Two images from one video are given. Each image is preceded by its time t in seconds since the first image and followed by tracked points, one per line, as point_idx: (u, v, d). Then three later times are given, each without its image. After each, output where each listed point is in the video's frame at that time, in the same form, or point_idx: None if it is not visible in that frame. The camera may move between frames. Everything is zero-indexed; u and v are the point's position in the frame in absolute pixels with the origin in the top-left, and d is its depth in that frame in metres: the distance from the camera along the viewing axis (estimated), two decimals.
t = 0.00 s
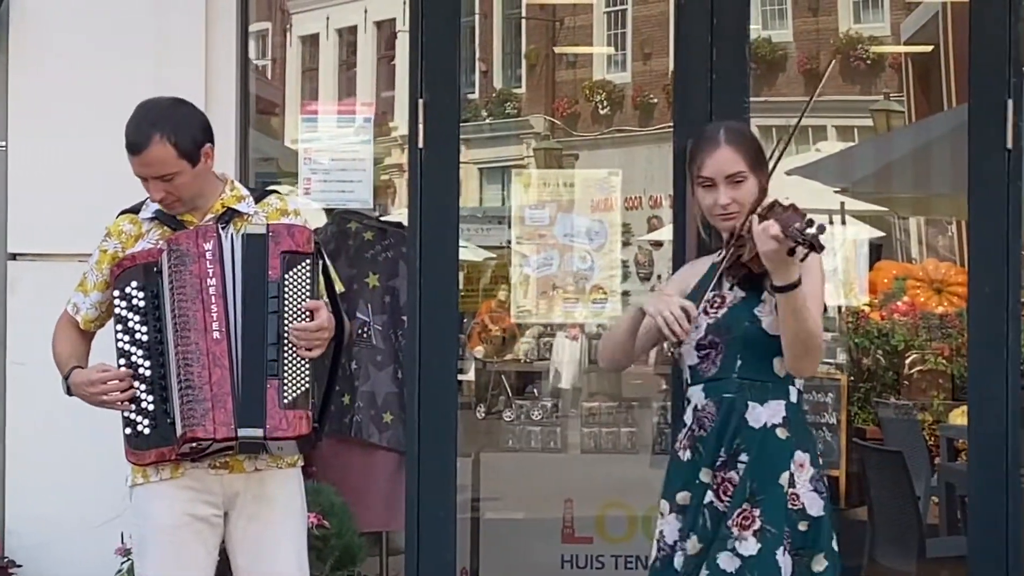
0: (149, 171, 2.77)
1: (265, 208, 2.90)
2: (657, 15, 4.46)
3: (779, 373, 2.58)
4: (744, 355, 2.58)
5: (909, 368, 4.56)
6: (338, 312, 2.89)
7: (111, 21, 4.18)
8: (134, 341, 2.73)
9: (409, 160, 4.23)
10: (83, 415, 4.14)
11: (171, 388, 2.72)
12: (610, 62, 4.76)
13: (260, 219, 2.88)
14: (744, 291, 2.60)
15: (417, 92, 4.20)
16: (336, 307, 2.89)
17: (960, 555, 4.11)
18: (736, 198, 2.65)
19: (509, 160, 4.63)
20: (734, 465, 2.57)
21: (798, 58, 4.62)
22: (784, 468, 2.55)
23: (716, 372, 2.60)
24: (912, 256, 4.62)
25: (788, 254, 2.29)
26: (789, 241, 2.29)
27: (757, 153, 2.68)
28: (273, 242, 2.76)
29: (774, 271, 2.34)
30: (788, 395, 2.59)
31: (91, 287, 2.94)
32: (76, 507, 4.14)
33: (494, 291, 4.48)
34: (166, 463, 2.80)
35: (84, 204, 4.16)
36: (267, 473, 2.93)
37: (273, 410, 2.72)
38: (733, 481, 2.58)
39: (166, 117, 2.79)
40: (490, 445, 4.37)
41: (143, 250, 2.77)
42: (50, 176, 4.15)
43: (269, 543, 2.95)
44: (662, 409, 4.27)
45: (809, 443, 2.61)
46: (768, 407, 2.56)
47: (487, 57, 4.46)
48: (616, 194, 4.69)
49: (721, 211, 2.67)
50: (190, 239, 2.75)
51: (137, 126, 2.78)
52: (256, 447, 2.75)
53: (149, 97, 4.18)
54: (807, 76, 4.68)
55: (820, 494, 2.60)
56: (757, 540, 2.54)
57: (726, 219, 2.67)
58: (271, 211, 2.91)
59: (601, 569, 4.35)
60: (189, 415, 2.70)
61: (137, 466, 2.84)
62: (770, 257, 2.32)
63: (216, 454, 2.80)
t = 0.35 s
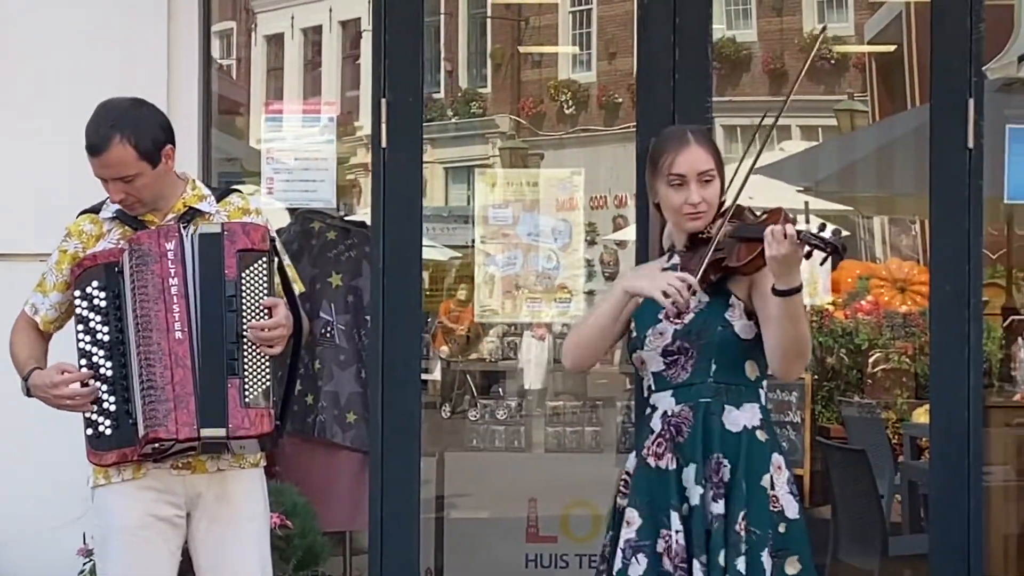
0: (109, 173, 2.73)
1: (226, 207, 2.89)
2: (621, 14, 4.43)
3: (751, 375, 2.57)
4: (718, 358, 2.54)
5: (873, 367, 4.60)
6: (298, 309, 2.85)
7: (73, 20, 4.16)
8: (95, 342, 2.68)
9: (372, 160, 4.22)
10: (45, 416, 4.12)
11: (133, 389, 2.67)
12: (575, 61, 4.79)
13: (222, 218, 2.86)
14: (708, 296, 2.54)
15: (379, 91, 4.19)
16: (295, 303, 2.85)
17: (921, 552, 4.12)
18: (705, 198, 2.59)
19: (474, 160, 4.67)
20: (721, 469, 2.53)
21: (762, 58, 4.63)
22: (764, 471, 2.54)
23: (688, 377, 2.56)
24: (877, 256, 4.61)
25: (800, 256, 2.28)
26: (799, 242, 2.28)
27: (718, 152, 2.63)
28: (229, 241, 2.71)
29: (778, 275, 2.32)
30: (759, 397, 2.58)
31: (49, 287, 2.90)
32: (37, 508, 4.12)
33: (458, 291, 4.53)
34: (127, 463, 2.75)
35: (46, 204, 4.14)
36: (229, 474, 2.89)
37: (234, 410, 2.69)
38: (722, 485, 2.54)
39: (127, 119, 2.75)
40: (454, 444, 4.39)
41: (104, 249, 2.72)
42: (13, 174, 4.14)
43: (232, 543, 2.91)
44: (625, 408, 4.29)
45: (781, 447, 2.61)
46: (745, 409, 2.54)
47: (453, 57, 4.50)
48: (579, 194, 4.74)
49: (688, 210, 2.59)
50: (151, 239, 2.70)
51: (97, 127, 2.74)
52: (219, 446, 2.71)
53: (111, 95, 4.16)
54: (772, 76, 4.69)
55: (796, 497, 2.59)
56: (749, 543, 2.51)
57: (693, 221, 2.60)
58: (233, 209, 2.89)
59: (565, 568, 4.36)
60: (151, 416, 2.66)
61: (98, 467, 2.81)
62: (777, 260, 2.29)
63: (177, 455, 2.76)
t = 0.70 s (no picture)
0: (103, 144, 2.66)
1: (195, 209, 2.81)
2: (587, 14, 4.41)
3: (708, 367, 2.48)
4: (672, 349, 2.46)
5: (838, 367, 4.59)
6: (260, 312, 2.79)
7: (36, 21, 4.11)
8: (59, 344, 2.55)
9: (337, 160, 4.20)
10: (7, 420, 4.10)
11: (99, 391, 2.55)
12: (541, 62, 4.79)
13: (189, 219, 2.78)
14: (669, 288, 2.48)
15: (344, 91, 4.16)
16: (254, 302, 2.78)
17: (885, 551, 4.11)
18: (667, 188, 2.57)
19: (441, 161, 4.71)
20: (671, 462, 2.47)
21: (729, 58, 4.73)
22: (716, 466, 2.46)
23: (643, 367, 2.48)
24: (843, 256, 4.69)
25: (718, 244, 2.21)
26: (719, 230, 2.21)
27: (688, 146, 2.61)
28: (191, 240, 2.62)
29: (704, 262, 2.27)
30: (715, 390, 2.49)
31: (13, 290, 2.73)
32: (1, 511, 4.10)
33: (424, 291, 4.57)
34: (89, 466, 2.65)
35: (12, 206, 4.09)
36: (196, 475, 2.81)
37: (202, 408, 2.60)
38: (675, 478, 2.47)
39: (116, 98, 2.73)
40: (419, 445, 4.40)
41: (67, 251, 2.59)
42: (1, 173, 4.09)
43: (195, 544, 2.83)
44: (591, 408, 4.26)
45: (739, 439, 2.52)
46: (697, 402, 2.46)
47: (419, 57, 4.53)
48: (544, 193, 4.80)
49: (650, 200, 2.58)
50: (119, 238, 2.60)
51: (85, 106, 2.70)
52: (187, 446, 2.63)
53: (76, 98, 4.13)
54: (737, 75, 4.79)
55: (754, 490, 2.51)
56: (698, 539, 2.45)
57: (654, 212, 2.58)
58: (201, 213, 2.81)
59: (532, 568, 4.31)
60: (117, 417, 2.55)
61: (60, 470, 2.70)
62: (697, 247, 2.24)
63: (140, 457, 2.68)
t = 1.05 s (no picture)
0: (108, 119, 2.77)
1: (192, 216, 2.86)
2: (554, 15, 4.41)
3: (680, 371, 2.48)
4: (646, 351, 2.46)
5: (805, 367, 4.62)
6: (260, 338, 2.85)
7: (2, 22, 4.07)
8: (54, 339, 2.62)
9: (305, 162, 4.19)
10: None
11: (90, 391, 2.61)
12: (509, 62, 4.83)
13: (188, 226, 2.84)
14: (639, 288, 2.47)
15: (311, 93, 4.15)
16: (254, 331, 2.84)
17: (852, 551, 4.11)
18: (634, 195, 2.53)
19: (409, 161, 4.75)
20: (644, 463, 2.44)
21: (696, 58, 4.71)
22: (690, 465, 2.46)
23: (617, 369, 2.47)
24: (809, 256, 4.69)
25: (715, 249, 2.21)
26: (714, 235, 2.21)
27: (657, 153, 2.56)
28: (202, 254, 2.69)
29: (696, 267, 2.26)
30: (688, 391, 2.49)
31: (7, 286, 2.80)
32: None
33: (395, 289, 4.59)
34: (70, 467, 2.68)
35: None
36: (179, 484, 2.82)
37: (188, 420, 2.64)
38: (645, 479, 2.44)
39: (130, 85, 2.86)
40: (388, 445, 4.42)
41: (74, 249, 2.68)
42: None
43: (176, 545, 2.84)
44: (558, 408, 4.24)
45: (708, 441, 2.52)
46: (671, 403, 2.45)
47: (389, 58, 4.58)
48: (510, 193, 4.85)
49: (618, 207, 2.54)
50: (126, 241, 2.67)
51: (99, 89, 2.83)
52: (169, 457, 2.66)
53: (51, 103, 4.09)
54: (706, 76, 4.83)
55: (725, 491, 2.52)
56: (671, 538, 2.42)
57: (621, 218, 2.54)
58: (199, 220, 2.86)
59: (500, 569, 4.34)
60: (104, 416, 2.60)
61: (42, 468, 2.73)
62: (693, 253, 2.23)
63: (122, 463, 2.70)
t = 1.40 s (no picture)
0: (122, 108, 2.82)
1: (204, 217, 2.90)
2: (522, 17, 4.44)
3: (653, 384, 2.61)
4: (618, 370, 2.59)
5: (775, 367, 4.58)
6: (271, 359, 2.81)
7: None
8: (57, 337, 2.62)
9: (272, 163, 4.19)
10: None
11: (86, 392, 2.60)
12: (481, 64, 4.81)
13: (199, 228, 2.88)
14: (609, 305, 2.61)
15: (280, 96, 4.16)
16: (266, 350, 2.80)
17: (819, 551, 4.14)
18: (587, 217, 2.59)
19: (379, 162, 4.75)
20: (621, 479, 2.58)
21: (664, 60, 4.88)
22: (665, 479, 2.59)
23: (591, 388, 2.60)
24: (780, 258, 4.72)
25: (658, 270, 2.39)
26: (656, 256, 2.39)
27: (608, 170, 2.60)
28: (215, 266, 2.68)
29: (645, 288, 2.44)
30: (662, 405, 2.62)
31: (17, 278, 2.86)
32: None
33: (361, 295, 4.59)
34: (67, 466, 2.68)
35: None
36: (174, 488, 2.81)
37: (180, 431, 2.62)
38: (623, 495, 2.58)
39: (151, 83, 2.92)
40: (358, 447, 4.43)
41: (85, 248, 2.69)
42: None
43: (167, 548, 2.84)
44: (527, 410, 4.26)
45: (686, 453, 2.65)
46: (646, 419, 2.58)
47: (359, 59, 4.61)
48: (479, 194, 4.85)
49: (573, 231, 2.60)
50: (132, 246, 2.68)
51: (122, 83, 2.89)
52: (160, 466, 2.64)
53: (23, 112, 4.13)
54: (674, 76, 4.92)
55: (700, 501, 2.64)
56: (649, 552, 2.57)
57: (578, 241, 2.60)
58: (210, 221, 2.90)
59: (470, 570, 4.33)
60: (97, 418, 2.60)
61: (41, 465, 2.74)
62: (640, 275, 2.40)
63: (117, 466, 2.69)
